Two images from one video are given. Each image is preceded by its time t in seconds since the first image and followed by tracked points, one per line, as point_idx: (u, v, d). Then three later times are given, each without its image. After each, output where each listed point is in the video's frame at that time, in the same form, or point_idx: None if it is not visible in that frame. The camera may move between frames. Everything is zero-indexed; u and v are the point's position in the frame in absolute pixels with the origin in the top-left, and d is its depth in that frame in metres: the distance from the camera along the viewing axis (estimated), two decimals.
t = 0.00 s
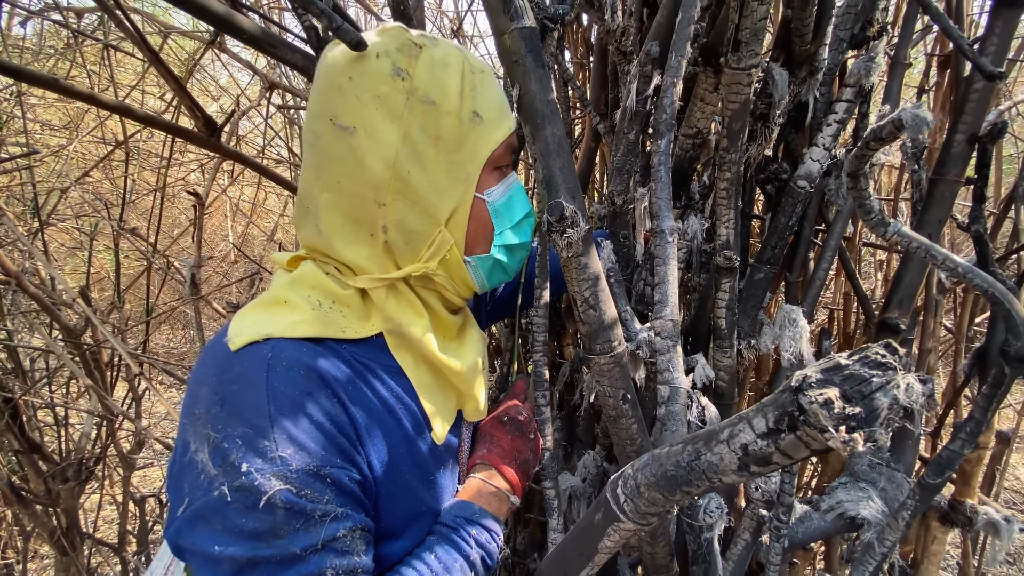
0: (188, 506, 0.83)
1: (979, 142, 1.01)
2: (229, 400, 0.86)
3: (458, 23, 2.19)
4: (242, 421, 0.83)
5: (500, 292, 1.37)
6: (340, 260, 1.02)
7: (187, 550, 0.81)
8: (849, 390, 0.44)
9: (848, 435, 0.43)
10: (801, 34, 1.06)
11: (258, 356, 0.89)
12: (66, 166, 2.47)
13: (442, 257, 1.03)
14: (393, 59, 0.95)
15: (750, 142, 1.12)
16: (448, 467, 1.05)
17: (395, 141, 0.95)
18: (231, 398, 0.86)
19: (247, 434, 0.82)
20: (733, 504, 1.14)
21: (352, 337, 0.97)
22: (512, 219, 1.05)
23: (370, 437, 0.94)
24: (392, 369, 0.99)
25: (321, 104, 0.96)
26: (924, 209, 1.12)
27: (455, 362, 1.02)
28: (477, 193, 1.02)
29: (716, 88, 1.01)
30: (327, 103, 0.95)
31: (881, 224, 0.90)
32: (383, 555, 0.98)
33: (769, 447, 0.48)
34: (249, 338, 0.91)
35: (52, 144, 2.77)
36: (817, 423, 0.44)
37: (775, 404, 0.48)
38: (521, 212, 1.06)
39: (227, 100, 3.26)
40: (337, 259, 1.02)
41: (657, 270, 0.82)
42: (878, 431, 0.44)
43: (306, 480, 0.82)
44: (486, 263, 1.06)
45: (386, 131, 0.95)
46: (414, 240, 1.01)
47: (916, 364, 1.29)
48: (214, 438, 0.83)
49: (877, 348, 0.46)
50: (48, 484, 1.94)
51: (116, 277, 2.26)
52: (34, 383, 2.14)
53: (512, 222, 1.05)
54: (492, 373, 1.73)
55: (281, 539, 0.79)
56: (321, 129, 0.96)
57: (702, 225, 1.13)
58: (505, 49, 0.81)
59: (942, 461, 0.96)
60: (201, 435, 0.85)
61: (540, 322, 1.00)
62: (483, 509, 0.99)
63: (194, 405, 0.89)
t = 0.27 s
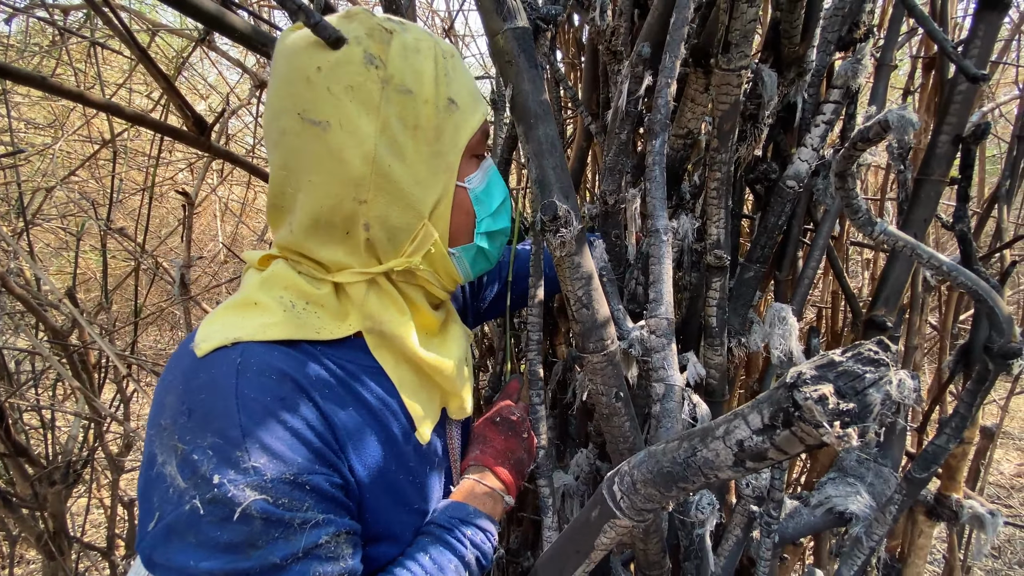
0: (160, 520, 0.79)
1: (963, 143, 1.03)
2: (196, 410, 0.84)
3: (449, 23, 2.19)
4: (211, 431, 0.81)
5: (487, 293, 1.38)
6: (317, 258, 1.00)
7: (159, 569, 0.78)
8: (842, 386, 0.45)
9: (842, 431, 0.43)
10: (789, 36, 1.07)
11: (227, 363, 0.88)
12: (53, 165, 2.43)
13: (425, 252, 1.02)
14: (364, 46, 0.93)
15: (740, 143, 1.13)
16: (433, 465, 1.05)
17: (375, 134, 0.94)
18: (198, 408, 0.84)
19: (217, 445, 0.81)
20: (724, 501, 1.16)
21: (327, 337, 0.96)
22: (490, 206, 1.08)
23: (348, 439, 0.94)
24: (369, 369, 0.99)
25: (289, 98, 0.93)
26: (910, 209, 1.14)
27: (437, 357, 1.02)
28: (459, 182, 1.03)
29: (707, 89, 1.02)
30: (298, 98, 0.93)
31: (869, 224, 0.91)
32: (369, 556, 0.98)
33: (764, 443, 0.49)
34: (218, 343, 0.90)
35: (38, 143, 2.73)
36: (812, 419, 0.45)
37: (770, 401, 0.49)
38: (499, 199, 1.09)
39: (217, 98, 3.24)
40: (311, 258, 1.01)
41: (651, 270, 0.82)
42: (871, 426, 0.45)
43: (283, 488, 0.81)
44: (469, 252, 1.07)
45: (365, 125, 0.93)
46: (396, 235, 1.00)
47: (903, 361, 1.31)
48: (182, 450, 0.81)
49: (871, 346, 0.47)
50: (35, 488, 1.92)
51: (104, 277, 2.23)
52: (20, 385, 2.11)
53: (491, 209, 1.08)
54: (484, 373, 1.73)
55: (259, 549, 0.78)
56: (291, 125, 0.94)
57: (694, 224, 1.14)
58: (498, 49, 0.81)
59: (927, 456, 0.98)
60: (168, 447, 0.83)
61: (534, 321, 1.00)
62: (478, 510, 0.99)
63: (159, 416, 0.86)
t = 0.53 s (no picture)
0: (158, 527, 0.79)
1: (954, 140, 1.03)
2: (197, 412, 0.83)
3: (442, 22, 2.18)
4: (214, 433, 0.81)
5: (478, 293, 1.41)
6: (333, 252, 0.98)
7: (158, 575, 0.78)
8: (833, 381, 0.44)
9: (833, 426, 0.43)
10: (782, 34, 1.07)
11: (226, 362, 0.86)
12: (41, 165, 2.41)
13: (440, 238, 1.03)
14: (383, 42, 0.94)
15: (733, 141, 1.13)
16: (430, 464, 1.04)
17: (403, 123, 0.94)
18: (198, 409, 0.83)
19: (220, 447, 0.80)
20: (718, 500, 1.15)
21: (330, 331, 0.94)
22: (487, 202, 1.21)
23: (353, 438, 0.92)
24: (369, 366, 0.98)
25: (311, 92, 0.92)
26: (902, 207, 1.14)
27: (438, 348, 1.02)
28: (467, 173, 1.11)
29: (699, 87, 1.02)
30: (320, 90, 0.92)
31: (860, 221, 0.91)
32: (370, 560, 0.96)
33: (755, 439, 0.48)
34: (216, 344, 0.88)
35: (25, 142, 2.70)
36: (803, 415, 0.44)
37: (760, 397, 0.49)
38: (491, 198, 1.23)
39: (208, 97, 3.21)
40: (313, 254, 0.99)
41: (644, 268, 0.82)
42: (861, 421, 0.44)
43: (288, 490, 0.81)
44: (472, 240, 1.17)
45: (392, 115, 0.94)
46: (417, 222, 1.01)
47: (895, 359, 1.31)
48: (182, 453, 0.80)
49: (861, 340, 0.46)
50: (22, 492, 1.89)
51: (93, 277, 2.20)
52: (8, 387, 2.08)
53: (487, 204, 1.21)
54: (478, 372, 1.73)
55: (262, 554, 0.77)
56: (314, 118, 0.92)
57: (687, 223, 1.14)
58: (490, 45, 0.80)
59: (920, 453, 0.99)
60: (167, 450, 0.82)
61: (527, 320, 1.00)
62: (473, 510, 0.99)
63: (157, 418, 0.85)
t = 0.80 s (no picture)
0: (138, 531, 0.78)
1: (952, 137, 1.04)
2: (180, 412, 0.82)
3: (439, 20, 2.17)
4: (197, 433, 0.80)
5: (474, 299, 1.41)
6: (322, 248, 0.98)
7: None
8: (833, 378, 0.44)
9: (833, 424, 0.42)
10: (780, 31, 1.07)
11: (210, 361, 0.86)
12: (35, 164, 2.39)
13: (428, 231, 1.03)
14: (366, 36, 0.94)
15: (731, 138, 1.13)
16: (419, 462, 1.03)
17: (389, 116, 0.94)
18: (180, 410, 0.82)
19: (203, 447, 0.79)
20: (717, 498, 1.15)
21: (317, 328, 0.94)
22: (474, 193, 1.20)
23: (340, 437, 0.91)
24: (356, 364, 0.97)
25: (294, 89, 0.92)
26: (899, 204, 1.14)
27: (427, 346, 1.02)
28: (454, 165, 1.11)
29: (698, 84, 1.01)
30: (303, 86, 0.92)
31: (859, 218, 0.91)
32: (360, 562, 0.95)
33: (755, 437, 0.48)
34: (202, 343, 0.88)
35: (19, 142, 2.68)
36: (803, 413, 0.43)
37: (760, 394, 0.48)
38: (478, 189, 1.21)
39: (203, 96, 3.19)
40: (301, 251, 0.99)
41: (642, 265, 0.81)
42: (862, 419, 0.44)
43: (273, 489, 0.80)
44: (462, 234, 1.15)
45: (378, 108, 0.94)
46: (406, 215, 1.01)
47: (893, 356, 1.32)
48: (163, 455, 0.79)
49: (862, 337, 0.46)
50: (17, 494, 1.88)
51: (88, 278, 2.19)
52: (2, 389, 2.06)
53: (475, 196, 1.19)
54: (476, 372, 1.72)
55: (247, 556, 0.77)
56: (298, 114, 0.92)
57: (685, 220, 1.14)
58: (487, 41, 0.80)
59: (919, 449, 0.99)
60: (149, 452, 0.81)
61: (525, 318, 0.99)
62: (469, 510, 0.98)
63: (138, 420, 0.84)
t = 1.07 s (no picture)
0: (160, 517, 0.79)
1: (949, 136, 1.05)
2: (202, 400, 0.83)
3: (439, 19, 2.18)
4: (218, 422, 0.81)
5: (478, 302, 1.42)
6: (339, 244, 0.99)
7: (161, 567, 0.78)
8: (832, 370, 0.45)
9: (832, 414, 0.44)
10: (779, 31, 1.08)
11: (229, 352, 0.87)
12: (37, 164, 2.40)
13: (441, 225, 1.05)
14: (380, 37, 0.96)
15: (730, 137, 1.14)
16: (430, 456, 1.04)
17: (406, 114, 0.96)
18: (202, 399, 0.83)
19: (224, 435, 0.80)
20: (718, 493, 1.17)
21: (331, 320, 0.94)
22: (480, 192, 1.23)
23: (356, 428, 0.92)
24: (369, 357, 0.98)
25: (312, 89, 0.93)
26: (898, 202, 1.15)
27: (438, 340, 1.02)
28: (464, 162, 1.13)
29: (698, 84, 1.02)
30: (321, 86, 0.93)
31: (858, 216, 0.92)
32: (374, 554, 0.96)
33: (756, 429, 0.49)
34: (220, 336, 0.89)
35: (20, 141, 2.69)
36: (802, 404, 0.45)
37: (761, 387, 0.49)
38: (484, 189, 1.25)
39: (203, 96, 3.20)
40: (316, 246, 1.00)
41: (644, 263, 0.82)
42: (860, 410, 0.45)
43: (292, 476, 0.81)
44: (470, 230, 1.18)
45: (395, 106, 0.95)
46: (421, 210, 1.02)
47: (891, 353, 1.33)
48: (186, 442, 0.80)
49: (859, 330, 0.47)
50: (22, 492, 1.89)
51: (91, 277, 2.20)
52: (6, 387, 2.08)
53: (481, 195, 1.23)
54: (478, 369, 1.74)
55: (267, 542, 0.78)
56: (317, 114, 0.93)
57: (686, 219, 1.15)
58: (491, 42, 0.81)
59: (916, 445, 1.00)
60: (170, 440, 0.82)
61: (528, 316, 1.01)
62: (476, 503, 0.99)
63: (159, 408, 0.85)
